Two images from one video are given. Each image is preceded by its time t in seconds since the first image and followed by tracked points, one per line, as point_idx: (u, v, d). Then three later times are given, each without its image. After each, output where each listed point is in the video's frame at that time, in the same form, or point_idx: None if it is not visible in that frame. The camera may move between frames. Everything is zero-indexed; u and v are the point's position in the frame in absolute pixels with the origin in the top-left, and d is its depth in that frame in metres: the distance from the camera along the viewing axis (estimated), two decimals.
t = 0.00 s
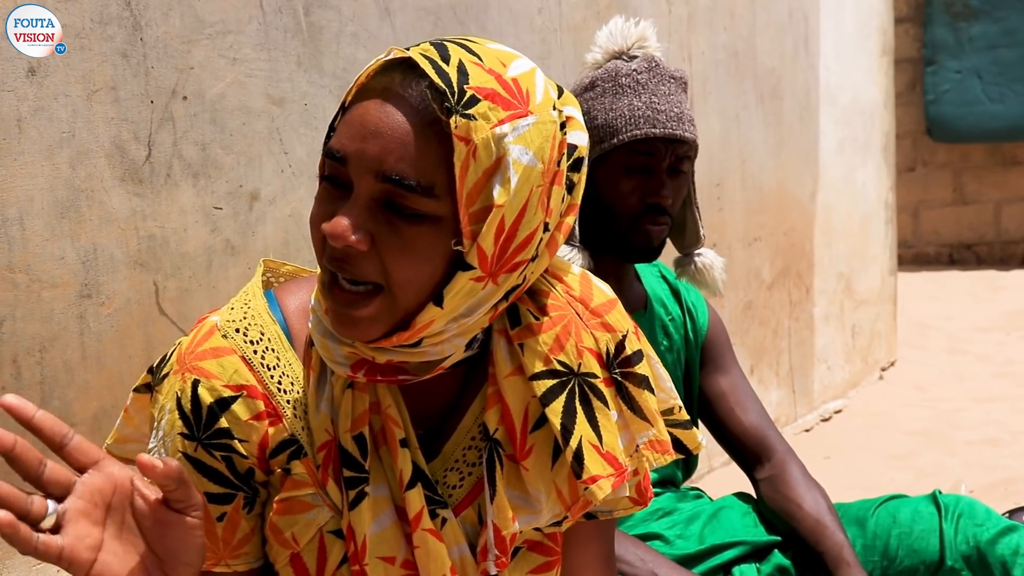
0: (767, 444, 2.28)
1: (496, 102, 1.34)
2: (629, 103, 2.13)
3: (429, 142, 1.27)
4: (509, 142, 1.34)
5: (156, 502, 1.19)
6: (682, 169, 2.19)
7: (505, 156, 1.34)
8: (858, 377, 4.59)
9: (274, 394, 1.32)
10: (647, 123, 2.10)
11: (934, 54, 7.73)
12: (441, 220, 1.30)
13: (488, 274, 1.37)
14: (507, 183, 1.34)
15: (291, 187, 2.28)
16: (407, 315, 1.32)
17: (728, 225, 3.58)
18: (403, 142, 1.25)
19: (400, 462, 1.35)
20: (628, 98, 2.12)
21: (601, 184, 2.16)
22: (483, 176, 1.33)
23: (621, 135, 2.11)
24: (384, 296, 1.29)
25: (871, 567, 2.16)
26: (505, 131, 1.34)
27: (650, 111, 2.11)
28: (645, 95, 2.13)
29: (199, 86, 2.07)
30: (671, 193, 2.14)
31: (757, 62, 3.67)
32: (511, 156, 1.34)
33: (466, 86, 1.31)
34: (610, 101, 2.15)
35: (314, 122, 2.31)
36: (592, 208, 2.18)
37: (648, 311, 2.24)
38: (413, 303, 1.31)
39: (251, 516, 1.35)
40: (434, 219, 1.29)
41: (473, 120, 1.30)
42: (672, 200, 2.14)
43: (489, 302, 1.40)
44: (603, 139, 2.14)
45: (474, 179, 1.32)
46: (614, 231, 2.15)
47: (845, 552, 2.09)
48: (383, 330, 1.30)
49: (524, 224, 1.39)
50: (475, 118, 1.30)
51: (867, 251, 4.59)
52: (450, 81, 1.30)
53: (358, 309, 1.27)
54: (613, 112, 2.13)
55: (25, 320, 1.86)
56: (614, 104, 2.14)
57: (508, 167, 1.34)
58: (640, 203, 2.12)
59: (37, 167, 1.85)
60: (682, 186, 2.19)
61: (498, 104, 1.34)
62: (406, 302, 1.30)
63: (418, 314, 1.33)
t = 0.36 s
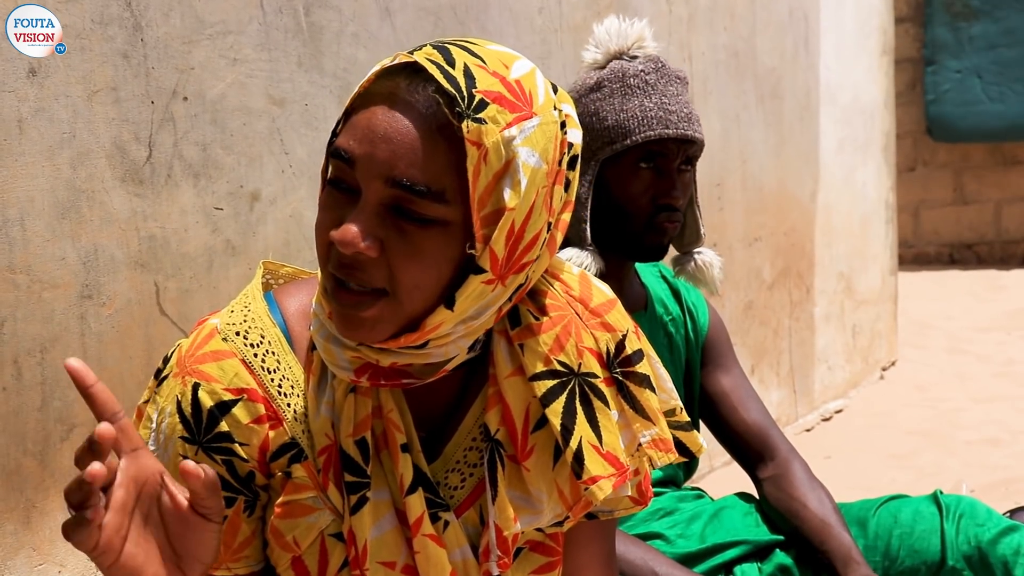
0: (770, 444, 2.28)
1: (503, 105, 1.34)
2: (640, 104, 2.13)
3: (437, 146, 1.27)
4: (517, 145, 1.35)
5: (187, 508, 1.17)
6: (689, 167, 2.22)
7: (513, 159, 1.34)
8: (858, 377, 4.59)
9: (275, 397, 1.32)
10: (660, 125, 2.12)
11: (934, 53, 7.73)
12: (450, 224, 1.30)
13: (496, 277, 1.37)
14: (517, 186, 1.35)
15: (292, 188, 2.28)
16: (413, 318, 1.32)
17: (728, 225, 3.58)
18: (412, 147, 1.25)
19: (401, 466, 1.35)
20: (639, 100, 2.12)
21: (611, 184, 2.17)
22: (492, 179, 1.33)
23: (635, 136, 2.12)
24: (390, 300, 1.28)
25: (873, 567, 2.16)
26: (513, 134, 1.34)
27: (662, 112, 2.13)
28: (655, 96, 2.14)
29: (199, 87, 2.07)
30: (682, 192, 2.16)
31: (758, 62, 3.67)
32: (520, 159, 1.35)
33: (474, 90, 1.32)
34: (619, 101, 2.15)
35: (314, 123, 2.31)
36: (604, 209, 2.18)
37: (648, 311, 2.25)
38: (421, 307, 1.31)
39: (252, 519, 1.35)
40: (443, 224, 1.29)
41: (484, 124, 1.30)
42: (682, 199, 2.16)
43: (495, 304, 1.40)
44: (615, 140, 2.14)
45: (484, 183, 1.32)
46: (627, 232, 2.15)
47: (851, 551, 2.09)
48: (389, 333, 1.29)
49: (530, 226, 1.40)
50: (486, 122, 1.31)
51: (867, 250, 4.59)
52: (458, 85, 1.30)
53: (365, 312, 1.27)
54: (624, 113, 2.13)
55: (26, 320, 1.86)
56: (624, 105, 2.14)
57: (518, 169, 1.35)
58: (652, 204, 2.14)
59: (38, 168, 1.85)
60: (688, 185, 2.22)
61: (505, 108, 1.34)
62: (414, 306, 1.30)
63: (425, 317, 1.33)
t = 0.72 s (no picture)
0: (769, 443, 2.27)
1: (503, 104, 1.34)
2: (644, 96, 2.14)
3: (436, 145, 1.27)
4: (518, 144, 1.35)
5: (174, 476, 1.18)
6: (693, 157, 2.23)
7: (513, 158, 1.34)
8: (859, 376, 4.59)
9: (275, 395, 1.32)
10: (666, 114, 2.13)
11: (936, 53, 7.72)
12: (449, 222, 1.30)
13: (496, 276, 1.37)
14: (517, 186, 1.35)
15: (292, 187, 2.28)
16: (413, 317, 1.32)
17: (729, 224, 3.58)
18: (412, 146, 1.25)
19: (404, 463, 1.35)
20: (642, 91, 2.13)
21: (619, 178, 2.16)
22: (492, 179, 1.33)
23: (642, 127, 2.12)
24: (390, 299, 1.28)
25: (873, 565, 2.16)
26: (513, 133, 1.34)
27: (666, 102, 2.14)
28: (657, 88, 2.15)
29: (200, 86, 2.07)
30: (688, 180, 2.17)
31: (758, 62, 3.67)
32: (520, 158, 1.35)
33: (474, 90, 1.32)
34: (621, 96, 2.15)
35: (315, 122, 2.31)
36: (614, 204, 2.17)
37: (649, 309, 2.26)
38: (420, 305, 1.31)
39: (253, 518, 1.35)
40: (442, 222, 1.29)
41: (484, 123, 1.30)
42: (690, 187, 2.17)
43: (495, 304, 1.40)
44: (622, 133, 2.14)
45: (484, 183, 1.32)
46: (638, 225, 2.16)
47: (847, 549, 2.08)
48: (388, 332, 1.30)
49: (530, 225, 1.40)
50: (485, 122, 1.30)
51: (868, 250, 4.59)
52: (459, 85, 1.30)
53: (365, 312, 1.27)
54: (628, 106, 2.13)
55: (26, 320, 1.86)
56: (627, 98, 2.14)
57: (517, 169, 1.35)
58: (660, 195, 2.14)
59: (39, 168, 1.85)
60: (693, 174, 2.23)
61: (505, 107, 1.34)
62: (413, 304, 1.30)
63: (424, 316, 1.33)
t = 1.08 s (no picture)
0: (767, 444, 2.28)
1: (498, 107, 1.34)
2: (642, 96, 2.14)
3: (431, 150, 1.27)
4: (512, 147, 1.35)
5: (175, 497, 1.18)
6: (690, 159, 2.23)
7: (507, 161, 1.34)
8: (856, 377, 4.59)
9: (272, 396, 1.32)
10: (663, 115, 2.12)
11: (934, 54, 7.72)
12: (446, 226, 1.30)
13: (489, 278, 1.37)
14: (510, 188, 1.35)
15: (289, 188, 2.28)
16: (408, 321, 1.32)
17: (727, 225, 3.58)
18: (406, 151, 1.25)
19: (397, 465, 1.35)
20: (641, 92, 2.13)
21: (617, 178, 2.16)
22: (486, 181, 1.33)
23: (640, 128, 2.11)
24: (385, 302, 1.28)
25: (871, 566, 2.16)
26: (507, 136, 1.34)
27: (664, 103, 2.13)
28: (655, 89, 2.15)
29: (197, 87, 2.07)
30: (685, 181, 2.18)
31: (756, 62, 3.67)
32: (514, 161, 1.35)
33: (469, 93, 1.31)
34: (620, 96, 2.15)
35: (313, 123, 2.31)
36: (611, 205, 2.18)
37: (647, 311, 2.26)
38: (415, 309, 1.31)
39: (249, 519, 1.34)
40: (438, 226, 1.29)
41: (478, 127, 1.30)
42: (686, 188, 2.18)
43: (490, 304, 1.40)
44: (620, 134, 2.13)
45: (478, 186, 1.32)
46: (634, 226, 2.16)
47: (838, 553, 2.09)
48: (384, 337, 1.30)
49: (524, 227, 1.40)
50: (480, 125, 1.30)
51: (866, 250, 4.59)
52: (453, 88, 1.30)
53: (359, 313, 1.27)
54: (626, 107, 2.13)
55: (23, 321, 1.85)
56: (626, 99, 2.14)
57: (511, 172, 1.35)
58: (657, 195, 2.14)
59: (35, 168, 1.84)
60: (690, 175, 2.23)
61: (500, 109, 1.34)
62: (409, 309, 1.30)
63: (421, 320, 1.33)
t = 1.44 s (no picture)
0: (767, 449, 2.28)
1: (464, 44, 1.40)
2: (617, 98, 2.13)
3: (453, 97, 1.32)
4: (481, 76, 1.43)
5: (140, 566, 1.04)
6: (673, 161, 2.18)
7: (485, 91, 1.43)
8: (855, 381, 4.59)
9: (239, 378, 1.32)
10: (634, 116, 2.11)
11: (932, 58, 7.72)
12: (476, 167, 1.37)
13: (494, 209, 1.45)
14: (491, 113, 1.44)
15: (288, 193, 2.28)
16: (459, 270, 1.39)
17: (725, 229, 3.58)
18: (444, 109, 1.29)
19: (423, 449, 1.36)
20: (615, 94, 2.13)
21: (594, 180, 2.18)
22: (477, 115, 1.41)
23: (610, 129, 2.12)
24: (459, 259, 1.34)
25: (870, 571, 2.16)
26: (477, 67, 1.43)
27: (637, 104, 2.11)
28: (632, 90, 2.14)
29: (196, 93, 2.07)
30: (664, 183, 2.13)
31: (754, 66, 3.67)
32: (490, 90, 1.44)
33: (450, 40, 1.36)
34: (598, 99, 2.17)
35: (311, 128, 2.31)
36: (590, 204, 2.20)
37: (648, 315, 2.25)
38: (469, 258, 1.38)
39: (221, 508, 1.32)
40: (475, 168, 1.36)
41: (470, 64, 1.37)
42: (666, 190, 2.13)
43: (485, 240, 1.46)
44: (592, 135, 2.15)
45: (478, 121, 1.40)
46: (611, 226, 2.16)
47: (836, 560, 2.09)
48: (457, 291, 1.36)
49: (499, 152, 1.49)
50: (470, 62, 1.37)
51: (865, 254, 4.59)
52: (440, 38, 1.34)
53: (445, 277, 1.31)
54: (601, 109, 2.14)
55: (22, 326, 1.85)
56: (602, 101, 2.15)
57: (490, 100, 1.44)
58: (632, 195, 2.13)
59: (34, 174, 1.84)
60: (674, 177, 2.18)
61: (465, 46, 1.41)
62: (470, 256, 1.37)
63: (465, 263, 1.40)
